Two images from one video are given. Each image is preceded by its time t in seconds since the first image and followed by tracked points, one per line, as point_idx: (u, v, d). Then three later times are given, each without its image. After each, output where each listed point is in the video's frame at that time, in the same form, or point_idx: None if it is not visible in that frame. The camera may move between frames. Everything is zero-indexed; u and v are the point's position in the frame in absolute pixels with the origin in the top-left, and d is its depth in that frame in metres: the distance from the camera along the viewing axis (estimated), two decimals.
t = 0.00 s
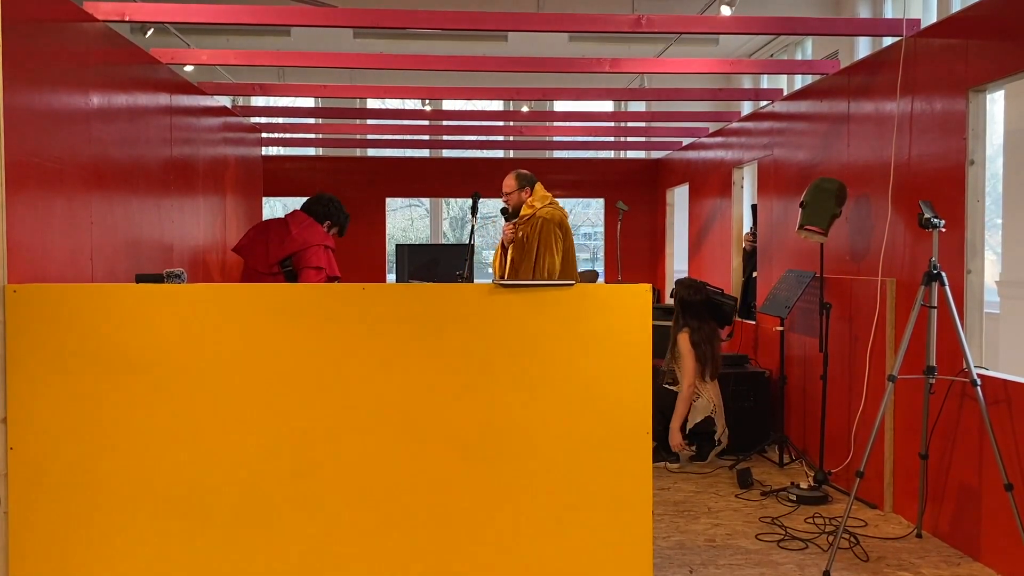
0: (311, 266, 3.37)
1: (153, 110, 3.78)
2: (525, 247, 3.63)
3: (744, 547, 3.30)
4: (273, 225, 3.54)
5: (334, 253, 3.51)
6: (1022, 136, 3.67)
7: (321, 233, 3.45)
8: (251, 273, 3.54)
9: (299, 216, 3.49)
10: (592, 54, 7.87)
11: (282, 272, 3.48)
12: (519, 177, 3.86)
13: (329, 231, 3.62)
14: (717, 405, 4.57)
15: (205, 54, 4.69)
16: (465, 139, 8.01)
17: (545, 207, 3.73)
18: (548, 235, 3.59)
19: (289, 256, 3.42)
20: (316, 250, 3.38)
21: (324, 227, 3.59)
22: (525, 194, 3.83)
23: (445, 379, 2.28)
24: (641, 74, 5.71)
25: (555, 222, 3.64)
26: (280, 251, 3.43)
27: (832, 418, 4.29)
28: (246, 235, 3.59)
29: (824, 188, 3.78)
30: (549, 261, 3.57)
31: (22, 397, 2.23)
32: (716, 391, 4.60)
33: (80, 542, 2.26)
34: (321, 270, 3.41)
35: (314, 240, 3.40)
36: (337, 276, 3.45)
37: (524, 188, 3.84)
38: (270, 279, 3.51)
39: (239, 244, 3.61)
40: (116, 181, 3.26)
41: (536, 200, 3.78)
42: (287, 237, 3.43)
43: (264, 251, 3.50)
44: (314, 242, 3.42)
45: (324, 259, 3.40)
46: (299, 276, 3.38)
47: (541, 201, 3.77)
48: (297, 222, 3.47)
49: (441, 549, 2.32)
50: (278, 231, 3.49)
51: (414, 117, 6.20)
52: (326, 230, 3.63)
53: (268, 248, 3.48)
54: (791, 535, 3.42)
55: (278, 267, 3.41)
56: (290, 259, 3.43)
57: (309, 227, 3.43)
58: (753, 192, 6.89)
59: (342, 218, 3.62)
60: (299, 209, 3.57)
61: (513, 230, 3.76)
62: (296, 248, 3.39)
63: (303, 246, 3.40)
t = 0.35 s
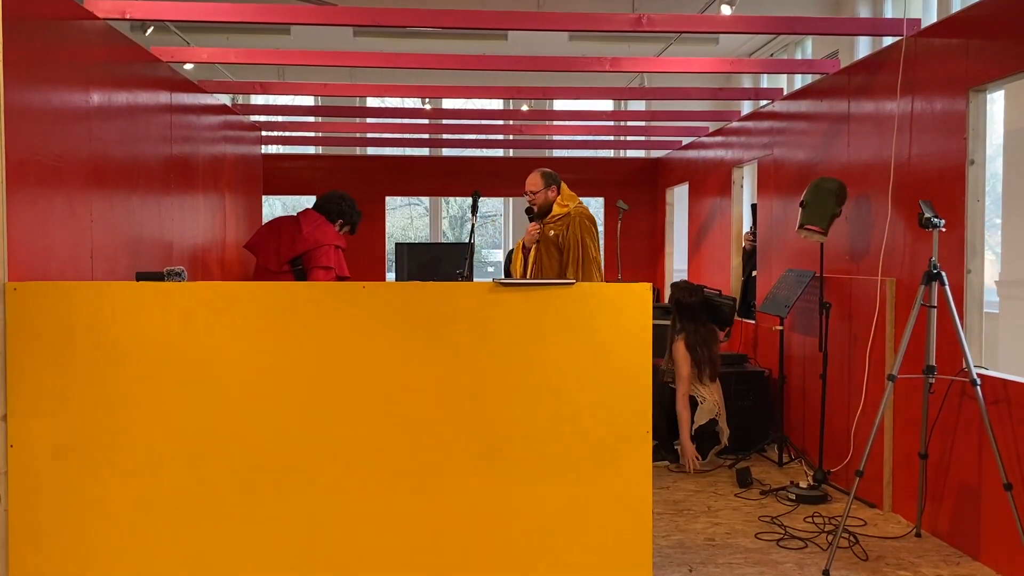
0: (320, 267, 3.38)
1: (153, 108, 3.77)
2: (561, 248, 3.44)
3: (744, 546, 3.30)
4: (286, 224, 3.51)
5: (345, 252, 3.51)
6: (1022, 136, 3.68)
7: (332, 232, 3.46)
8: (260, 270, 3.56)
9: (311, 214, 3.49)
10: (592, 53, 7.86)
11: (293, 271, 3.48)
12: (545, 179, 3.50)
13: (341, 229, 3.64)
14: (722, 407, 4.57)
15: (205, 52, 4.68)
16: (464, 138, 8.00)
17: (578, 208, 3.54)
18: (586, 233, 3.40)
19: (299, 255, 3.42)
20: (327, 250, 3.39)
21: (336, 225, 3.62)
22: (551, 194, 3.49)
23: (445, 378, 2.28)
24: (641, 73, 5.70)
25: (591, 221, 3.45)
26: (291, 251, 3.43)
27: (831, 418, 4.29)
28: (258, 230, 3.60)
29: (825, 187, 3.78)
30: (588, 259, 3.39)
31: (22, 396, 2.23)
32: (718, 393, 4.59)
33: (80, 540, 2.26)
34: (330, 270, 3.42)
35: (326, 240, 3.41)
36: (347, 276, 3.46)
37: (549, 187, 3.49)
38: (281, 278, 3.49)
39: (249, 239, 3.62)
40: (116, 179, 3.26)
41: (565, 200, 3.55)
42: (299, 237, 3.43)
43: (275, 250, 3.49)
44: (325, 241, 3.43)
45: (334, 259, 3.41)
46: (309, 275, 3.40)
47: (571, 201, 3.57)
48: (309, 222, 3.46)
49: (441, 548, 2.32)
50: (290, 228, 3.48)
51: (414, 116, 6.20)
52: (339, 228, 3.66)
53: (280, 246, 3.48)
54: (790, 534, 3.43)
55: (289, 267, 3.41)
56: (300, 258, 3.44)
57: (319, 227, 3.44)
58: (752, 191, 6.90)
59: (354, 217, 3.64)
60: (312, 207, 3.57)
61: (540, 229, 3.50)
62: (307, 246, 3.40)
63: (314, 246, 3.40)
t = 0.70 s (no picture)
0: (326, 263, 3.37)
1: (153, 106, 3.76)
2: (599, 249, 3.43)
3: (744, 546, 3.30)
4: (292, 224, 3.63)
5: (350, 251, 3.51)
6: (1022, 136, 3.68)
7: (338, 231, 3.47)
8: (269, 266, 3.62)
9: (317, 213, 3.49)
10: (592, 52, 7.85)
11: (298, 266, 3.47)
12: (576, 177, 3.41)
13: (347, 232, 3.64)
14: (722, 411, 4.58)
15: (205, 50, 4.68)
16: (464, 137, 8.00)
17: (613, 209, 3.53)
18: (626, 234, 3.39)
19: (305, 251, 3.43)
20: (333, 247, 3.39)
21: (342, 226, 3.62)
22: (582, 191, 3.40)
23: (445, 378, 2.28)
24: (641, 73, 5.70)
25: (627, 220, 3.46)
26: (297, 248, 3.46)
27: (831, 417, 4.29)
28: (266, 228, 3.66)
29: (825, 187, 3.78)
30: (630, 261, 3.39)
31: (23, 393, 2.23)
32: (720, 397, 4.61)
33: (80, 538, 2.26)
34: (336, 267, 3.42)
35: (332, 237, 3.41)
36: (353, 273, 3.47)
37: (580, 185, 3.42)
38: (286, 274, 3.53)
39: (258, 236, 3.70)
40: (116, 177, 3.25)
41: (599, 200, 3.51)
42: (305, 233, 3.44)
43: (281, 247, 3.56)
44: (331, 239, 3.43)
45: (339, 256, 3.40)
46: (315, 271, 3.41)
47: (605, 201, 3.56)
48: (315, 219, 3.47)
49: (442, 547, 2.32)
50: (297, 228, 3.57)
51: (414, 115, 6.19)
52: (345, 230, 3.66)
53: (286, 242, 3.55)
54: (789, 534, 3.43)
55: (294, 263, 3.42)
56: (306, 254, 3.45)
57: (325, 225, 3.44)
58: (752, 191, 6.91)
59: (360, 219, 3.64)
60: (319, 207, 3.58)
61: (574, 229, 3.48)
62: (313, 243, 3.39)
63: (320, 243, 3.40)
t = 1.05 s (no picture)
0: (324, 264, 3.41)
1: (153, 105, 3.76)
2: (598, 248, 3.56)
3: (744, 545, 3.31)
4: (287, 224, 3.61)
5: (348, 249, 3.55)
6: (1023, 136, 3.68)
7: (334, 230, 3.49)
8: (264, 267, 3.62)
9: (310, 213, 3.51)
10: (593, 51, 7.85)
11: (296, 268, 3.52)
12: (581, 168, 3.54)
13: (342, 228, 3.62)
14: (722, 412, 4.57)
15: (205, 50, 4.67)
16: (464, 136, 8.00)
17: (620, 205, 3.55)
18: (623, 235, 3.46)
19: (302, 253, 3.47)
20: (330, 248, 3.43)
21: (337, 224, 3.61)
22: (582, 183, 3.53)
23: (446, 377, 2.28)
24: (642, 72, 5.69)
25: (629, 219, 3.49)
26: (293, 249, 3.48)
27: (831, 417, 4.30)
28: (261, 229, 3.67)
29: (826, 187, 3.77)
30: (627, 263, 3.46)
31: (24, 392, 2.23)
32: (719, 395, 4.58)
33: (81, 538, 2.26)
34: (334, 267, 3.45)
35: (328, 237, 3.43)
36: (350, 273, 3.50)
37: (582, 177, 3.53)
38: (285, 275, 3.56)
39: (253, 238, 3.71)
40: (117, 176, 3.25)
41: (606, 195, 3.56)
42: (300, 234, 3.47)
43: (276, 248, 3.55)
44: (328, 239, 3.47)
45: (337, 256, 3.46)
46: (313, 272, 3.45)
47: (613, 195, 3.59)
48: (309, 220, 3.50)
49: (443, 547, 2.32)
50: (292, 228, 3.54)
51: (415, 114, 6.18)
52: (339, 227, 3.64)
53: (281, 243, 3.53)
54: (790, 534, 3.43)
55: (291, 265, 3.46)
56: (303, 255, 3.49)
57: (321, 225, 3.48)
58: (752, 191, 6.91)
59: (354, 215, 3.63)
60: (312, 206, 3.60)
61: (577, 224, 3.63)
62: (309, 244, 3.43)
63: (316, 244, 3.44)
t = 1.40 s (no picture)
0: (320, 264, 3.38)
1: (154, 104, 3.75)
2: (580, 252, 3.45)
3: (745, 545, 3.31)
4: (283, 223, 3.53)
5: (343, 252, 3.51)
6: None
7: (330, 231, 3.47)
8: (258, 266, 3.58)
9: (308, 213, 3.49)
10: (594, 51, 7.85)
11: (291, 267, 3.48)
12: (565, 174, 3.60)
13: (339, 230, 3.62)
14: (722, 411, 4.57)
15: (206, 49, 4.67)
16: (465, 136, 8.00)
17: (602, 207, 3.46)
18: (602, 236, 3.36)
19: (297, 251, 3.43)
20: (326, 248, 3.40)
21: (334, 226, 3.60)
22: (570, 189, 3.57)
23: (447, 376, 2.28)
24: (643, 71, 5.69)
25: (611, 226, 3.38)
26: (289, 248, 3.44)
27: (831, 417, 4.30)
28: (255, 228, 3.63)
29: (827, 187, 3.77)
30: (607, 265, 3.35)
31: (25, 391, 2.23)
32: (719, 395, 4.57)
33: (82, 537, 2.26)
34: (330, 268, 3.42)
35: (324, 237, 3.41)
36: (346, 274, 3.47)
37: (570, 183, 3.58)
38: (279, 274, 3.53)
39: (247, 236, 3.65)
40: (117, 175, 3.24)
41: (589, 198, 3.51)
42: (296, 233, 3.45)
43: (273, 247, 3.51)
44: (324, 239, 3.44)
45: (333, 257, 3.41)
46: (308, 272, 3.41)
47: (597, 199, 3.50)
48: (306, 218, 3.47)
49: (444, 546, 2.32)
50: (288, 229, 3.48)
51: (416, 113, 6.18)
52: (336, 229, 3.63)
53: (276, 242, 3.50)
54: (791, 534, 3.43)
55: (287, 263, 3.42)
56: (299, 254, 3.45)
57: (318, 224, 3.45)
58: (754, 190, 6.91)
59: (352, 218, 3.62)
60: (310, 206, 3.57)
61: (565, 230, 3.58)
62: (305, 244, 3.41)
63: (313, 243, 3.41)
